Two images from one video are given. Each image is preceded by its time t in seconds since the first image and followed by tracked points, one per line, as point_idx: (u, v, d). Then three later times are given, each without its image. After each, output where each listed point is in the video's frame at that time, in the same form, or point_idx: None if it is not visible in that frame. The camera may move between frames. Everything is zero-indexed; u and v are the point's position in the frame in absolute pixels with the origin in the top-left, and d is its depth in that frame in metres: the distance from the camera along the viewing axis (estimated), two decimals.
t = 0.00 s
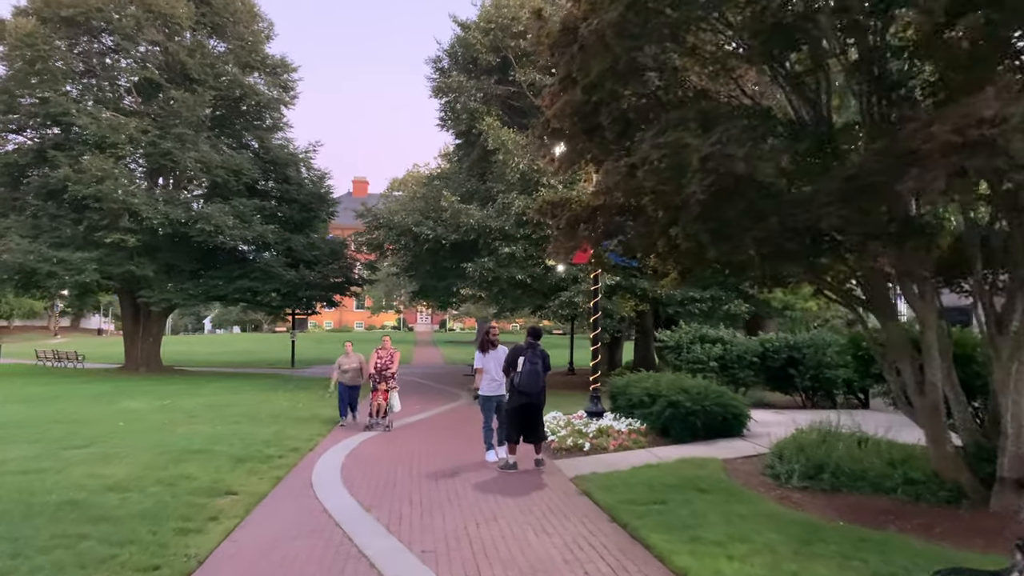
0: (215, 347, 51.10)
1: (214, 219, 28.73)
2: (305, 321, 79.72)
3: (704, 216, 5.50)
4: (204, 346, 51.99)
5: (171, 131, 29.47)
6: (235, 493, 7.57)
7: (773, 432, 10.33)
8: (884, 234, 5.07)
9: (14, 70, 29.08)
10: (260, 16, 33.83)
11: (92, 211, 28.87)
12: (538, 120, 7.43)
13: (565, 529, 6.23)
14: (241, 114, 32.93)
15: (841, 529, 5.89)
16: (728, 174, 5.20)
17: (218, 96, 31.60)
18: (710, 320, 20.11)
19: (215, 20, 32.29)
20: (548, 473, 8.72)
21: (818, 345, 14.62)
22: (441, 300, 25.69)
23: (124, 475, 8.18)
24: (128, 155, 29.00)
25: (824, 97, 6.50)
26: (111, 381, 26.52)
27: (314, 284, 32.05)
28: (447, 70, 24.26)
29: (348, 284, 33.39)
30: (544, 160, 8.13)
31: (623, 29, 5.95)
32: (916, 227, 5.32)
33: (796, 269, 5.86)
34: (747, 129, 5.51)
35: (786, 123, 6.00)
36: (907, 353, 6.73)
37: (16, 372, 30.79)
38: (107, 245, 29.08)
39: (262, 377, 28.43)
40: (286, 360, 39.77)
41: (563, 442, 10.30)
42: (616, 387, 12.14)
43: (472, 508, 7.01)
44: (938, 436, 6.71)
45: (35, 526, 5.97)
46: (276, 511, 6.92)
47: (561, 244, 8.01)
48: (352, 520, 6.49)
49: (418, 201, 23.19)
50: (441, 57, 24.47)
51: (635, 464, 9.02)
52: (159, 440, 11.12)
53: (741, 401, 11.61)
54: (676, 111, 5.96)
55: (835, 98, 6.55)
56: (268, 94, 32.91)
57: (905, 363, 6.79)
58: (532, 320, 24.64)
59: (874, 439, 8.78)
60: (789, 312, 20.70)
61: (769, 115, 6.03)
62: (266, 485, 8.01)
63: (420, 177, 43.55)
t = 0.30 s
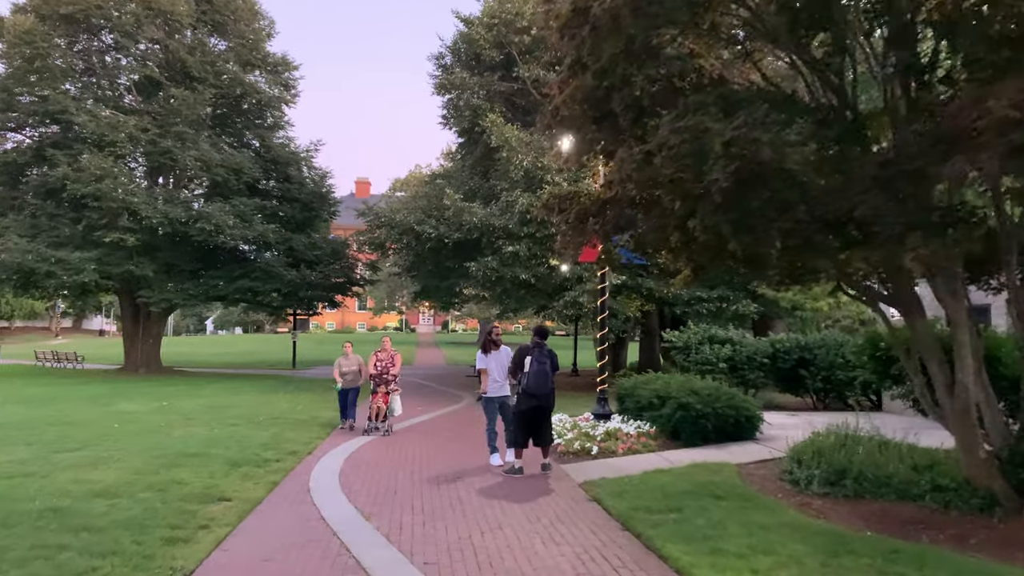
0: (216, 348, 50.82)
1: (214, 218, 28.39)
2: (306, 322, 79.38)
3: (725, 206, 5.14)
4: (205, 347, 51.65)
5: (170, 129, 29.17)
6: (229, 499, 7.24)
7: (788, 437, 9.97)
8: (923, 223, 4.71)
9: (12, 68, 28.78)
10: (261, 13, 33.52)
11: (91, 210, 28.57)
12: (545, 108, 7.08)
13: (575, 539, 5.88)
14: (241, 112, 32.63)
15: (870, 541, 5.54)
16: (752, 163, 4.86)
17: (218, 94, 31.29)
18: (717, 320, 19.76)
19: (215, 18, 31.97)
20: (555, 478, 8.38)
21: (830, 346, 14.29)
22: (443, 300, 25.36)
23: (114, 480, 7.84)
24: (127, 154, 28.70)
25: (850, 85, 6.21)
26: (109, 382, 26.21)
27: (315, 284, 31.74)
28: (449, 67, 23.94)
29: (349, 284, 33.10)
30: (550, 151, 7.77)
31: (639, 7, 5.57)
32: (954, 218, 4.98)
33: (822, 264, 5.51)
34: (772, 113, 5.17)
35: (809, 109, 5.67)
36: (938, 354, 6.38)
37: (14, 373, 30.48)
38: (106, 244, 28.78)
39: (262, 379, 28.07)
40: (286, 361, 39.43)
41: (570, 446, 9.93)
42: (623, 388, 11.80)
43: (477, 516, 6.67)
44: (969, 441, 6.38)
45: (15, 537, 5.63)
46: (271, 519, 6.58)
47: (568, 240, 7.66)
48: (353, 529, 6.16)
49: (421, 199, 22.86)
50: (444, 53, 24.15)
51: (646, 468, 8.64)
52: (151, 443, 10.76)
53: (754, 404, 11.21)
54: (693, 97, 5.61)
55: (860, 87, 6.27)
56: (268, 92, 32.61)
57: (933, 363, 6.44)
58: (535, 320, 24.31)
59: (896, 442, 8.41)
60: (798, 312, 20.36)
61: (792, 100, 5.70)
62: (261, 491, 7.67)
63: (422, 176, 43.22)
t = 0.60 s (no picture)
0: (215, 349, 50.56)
1: (212, 218, 28.03)
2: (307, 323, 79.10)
3: (746, 202, 4.80)
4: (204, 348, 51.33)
5: (167, 128, 28.81)
6: (219, 512, 6.88)
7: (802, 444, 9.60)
8: (965, 220, 4.36)
9: (8, 67, 28.42)
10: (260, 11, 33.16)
11: (87, 210, 28.23)
12: (551, 101, 6.74)
13: (584, 557, 5.52)
14: (240, 111, 32.28)
15: (899, 560, 5.18)
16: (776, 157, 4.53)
17: (216, 93, 30.93)
18: (724, 322, 19.40)
19: (214, 16, 31.61)
20: (562, 488, 8.03)
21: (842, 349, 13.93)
22: (444, 301, 25.01)
23: (98, 491, 7.47)
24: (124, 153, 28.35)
25: (874, 80, 5.94)
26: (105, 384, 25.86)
27: (315, 285, 31.40)
28: (450, 64, 23.60)
29: (349, 284, 32.77)
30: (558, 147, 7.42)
31: None
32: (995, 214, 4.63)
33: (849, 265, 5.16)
34: (798, 102, 4.83)
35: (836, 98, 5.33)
36: (970, 361, 6.01)
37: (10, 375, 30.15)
38: (102, 244, 28.44)
39: (260, 381, 27.71)
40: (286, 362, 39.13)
41: (575, 453, 9.57)
42: (630, 393, 11.46)
43: (480, 530, 6.33)
44: (1000, 452, 6.02)
45: None
46: (263, 533, 6.23)
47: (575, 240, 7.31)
48: (349, 545, 5.81)
49: (421, 198, 22.52)
50: (444, 51, 23.81)
51: (656, 478, 8.28)
52: (142, 450, 10.40)
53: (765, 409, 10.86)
54: (712, 86, 5.27)
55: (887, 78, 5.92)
56: (267, 91, 32.26)
57: (964, 369, 6.09)
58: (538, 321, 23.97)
59: (919, 451, 8.05)
60: (806, 313, 20.02)
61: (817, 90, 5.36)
62: (254, 502, 7.32)
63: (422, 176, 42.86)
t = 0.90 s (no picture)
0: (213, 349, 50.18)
1: (208, 216, 27.66)
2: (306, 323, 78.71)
3: (765, 185, 4.45)
4: (201, 348, 50.95)
5: (163, 125, 28.43)
6: (204, 517, 6.52)
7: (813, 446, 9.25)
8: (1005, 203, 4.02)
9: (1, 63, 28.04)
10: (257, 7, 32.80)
11: (82, 207, 27.86)
12: (554, 83, 6.39)
13: (588, 566, 5.17)
14: (237, 108, 31.92)
15: (927, 569, 4.83)
16: (801, 133, 4.19)
17: (213, 89, 30.55)
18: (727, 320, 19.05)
19: (211, 12, 31.25)
20: (566, 491, 7.68)
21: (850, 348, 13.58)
22: (443, 299, 24.66)
23: (78, 494, 7.12)
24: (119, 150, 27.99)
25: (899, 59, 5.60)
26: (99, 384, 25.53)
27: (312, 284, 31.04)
28: (449, 59, 23.23)
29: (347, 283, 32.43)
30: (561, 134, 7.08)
31: None
32: None
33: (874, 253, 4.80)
34: (822, 77, 4.48)
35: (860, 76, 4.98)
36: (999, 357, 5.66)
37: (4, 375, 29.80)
38: (97, 242, 28.08)
39: (257, 380, 27.37)
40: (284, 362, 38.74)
41: (578, 455, 9.21)
42: (633, 392, 11.10)
43: (479, 535, 5.99)
44: None
45: None
46: (249, 539, 5.89)
47: (579, 231, 6.95)
48: (340, 552, 5.46)
49: (420, 195, 22.16)
50: (443, 45, 23.45)
51: (663, 480, 7.93)
52: (130, 451, 10.06)
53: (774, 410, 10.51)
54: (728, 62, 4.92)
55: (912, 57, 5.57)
56: (264, 88, 31.91)
57: (992, 365, 5.71)
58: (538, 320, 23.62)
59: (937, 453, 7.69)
60: (810, 311, 19.67)
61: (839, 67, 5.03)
62: (241, 506, 6.96)
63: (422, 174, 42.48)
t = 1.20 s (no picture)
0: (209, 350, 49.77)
1: (202, 215, 27.23)
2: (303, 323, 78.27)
3: (787, 176, 4.07)
4: (197, 348, 50.51)
5: (156, 122, 28.00)
6: (184, 531, 6.14)
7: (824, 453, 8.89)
8: None
9: None
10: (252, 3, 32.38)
11: (74, 206, 27.43)
12: (555, 71, 6.01)
13: None
14: (233, 106, 31.50)
15: None
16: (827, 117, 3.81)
17: (207, 86, 30.13)
18: (730, 321, 18.70)
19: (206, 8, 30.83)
20: (567, 502, 7.29)
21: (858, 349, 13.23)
22: (440, 299, 24.27)
23: (52, 507, 6.73)
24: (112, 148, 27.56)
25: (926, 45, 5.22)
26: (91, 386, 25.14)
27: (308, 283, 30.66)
28: (446, 55, 22.84)
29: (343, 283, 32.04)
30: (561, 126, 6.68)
31: None
32: None
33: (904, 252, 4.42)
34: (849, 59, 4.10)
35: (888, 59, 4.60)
36: None
37: None
38: (89, 241, 27.65)
39: (252, 381, 26.98)
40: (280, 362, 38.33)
41: (580, 462, 8.83)
42: (636, 396, 10.73)
43: (475, 552, 5.61)
44: None
45: None
46: (230, 557, 5.50)
47: (580, 229, 6.56)
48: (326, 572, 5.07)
49: (417, 193, 21.78)
50: (441, 41, 23.07)
51: (670, 490, 7.55)
52: (113, 458, 9.66)
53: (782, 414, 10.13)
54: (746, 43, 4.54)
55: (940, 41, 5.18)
56: (260, 85, 31.51)
57: None
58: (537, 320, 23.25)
59: (958, 461, 7.32)
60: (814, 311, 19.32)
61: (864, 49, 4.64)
62: (224, 519, 6.58)
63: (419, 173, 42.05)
